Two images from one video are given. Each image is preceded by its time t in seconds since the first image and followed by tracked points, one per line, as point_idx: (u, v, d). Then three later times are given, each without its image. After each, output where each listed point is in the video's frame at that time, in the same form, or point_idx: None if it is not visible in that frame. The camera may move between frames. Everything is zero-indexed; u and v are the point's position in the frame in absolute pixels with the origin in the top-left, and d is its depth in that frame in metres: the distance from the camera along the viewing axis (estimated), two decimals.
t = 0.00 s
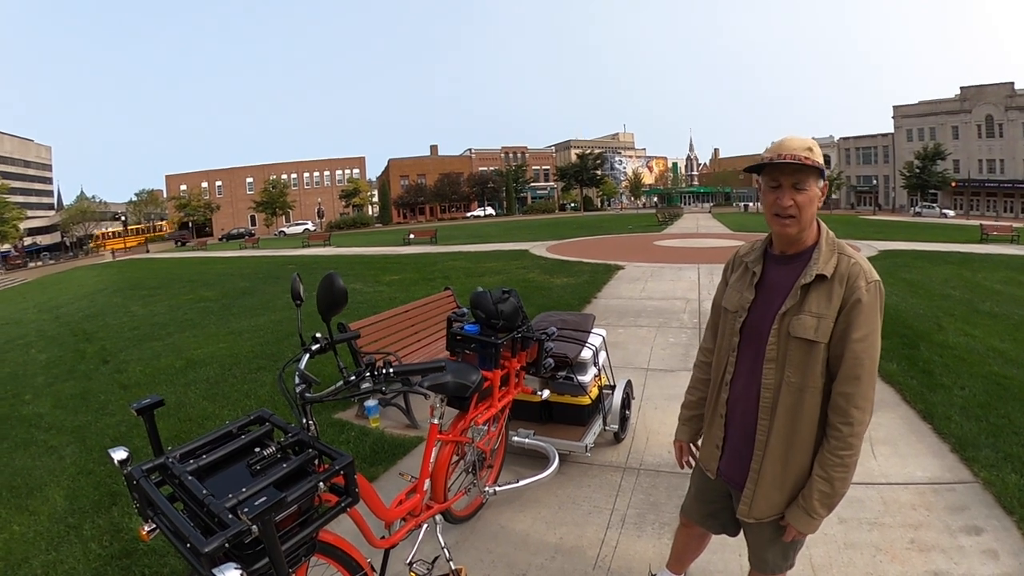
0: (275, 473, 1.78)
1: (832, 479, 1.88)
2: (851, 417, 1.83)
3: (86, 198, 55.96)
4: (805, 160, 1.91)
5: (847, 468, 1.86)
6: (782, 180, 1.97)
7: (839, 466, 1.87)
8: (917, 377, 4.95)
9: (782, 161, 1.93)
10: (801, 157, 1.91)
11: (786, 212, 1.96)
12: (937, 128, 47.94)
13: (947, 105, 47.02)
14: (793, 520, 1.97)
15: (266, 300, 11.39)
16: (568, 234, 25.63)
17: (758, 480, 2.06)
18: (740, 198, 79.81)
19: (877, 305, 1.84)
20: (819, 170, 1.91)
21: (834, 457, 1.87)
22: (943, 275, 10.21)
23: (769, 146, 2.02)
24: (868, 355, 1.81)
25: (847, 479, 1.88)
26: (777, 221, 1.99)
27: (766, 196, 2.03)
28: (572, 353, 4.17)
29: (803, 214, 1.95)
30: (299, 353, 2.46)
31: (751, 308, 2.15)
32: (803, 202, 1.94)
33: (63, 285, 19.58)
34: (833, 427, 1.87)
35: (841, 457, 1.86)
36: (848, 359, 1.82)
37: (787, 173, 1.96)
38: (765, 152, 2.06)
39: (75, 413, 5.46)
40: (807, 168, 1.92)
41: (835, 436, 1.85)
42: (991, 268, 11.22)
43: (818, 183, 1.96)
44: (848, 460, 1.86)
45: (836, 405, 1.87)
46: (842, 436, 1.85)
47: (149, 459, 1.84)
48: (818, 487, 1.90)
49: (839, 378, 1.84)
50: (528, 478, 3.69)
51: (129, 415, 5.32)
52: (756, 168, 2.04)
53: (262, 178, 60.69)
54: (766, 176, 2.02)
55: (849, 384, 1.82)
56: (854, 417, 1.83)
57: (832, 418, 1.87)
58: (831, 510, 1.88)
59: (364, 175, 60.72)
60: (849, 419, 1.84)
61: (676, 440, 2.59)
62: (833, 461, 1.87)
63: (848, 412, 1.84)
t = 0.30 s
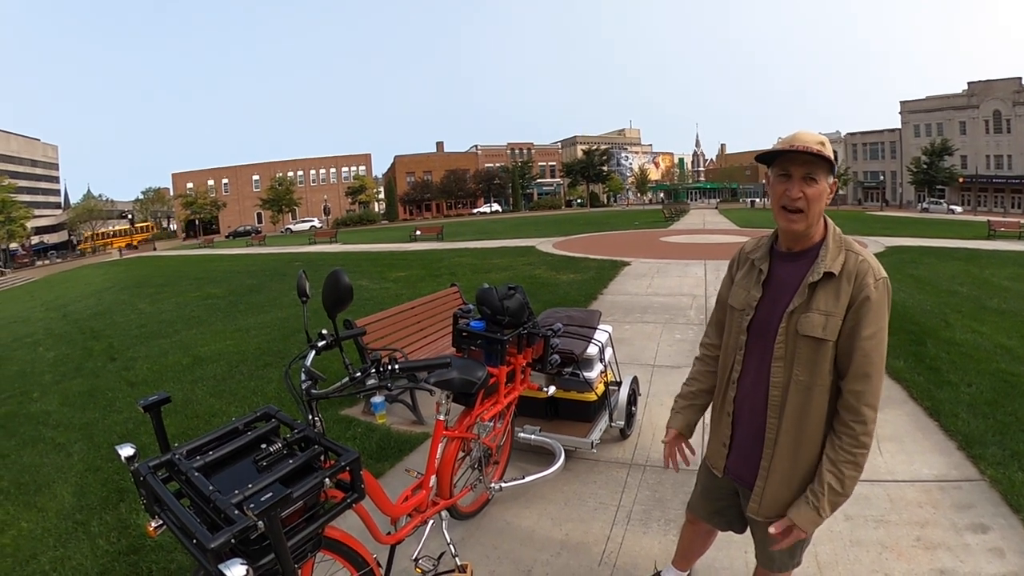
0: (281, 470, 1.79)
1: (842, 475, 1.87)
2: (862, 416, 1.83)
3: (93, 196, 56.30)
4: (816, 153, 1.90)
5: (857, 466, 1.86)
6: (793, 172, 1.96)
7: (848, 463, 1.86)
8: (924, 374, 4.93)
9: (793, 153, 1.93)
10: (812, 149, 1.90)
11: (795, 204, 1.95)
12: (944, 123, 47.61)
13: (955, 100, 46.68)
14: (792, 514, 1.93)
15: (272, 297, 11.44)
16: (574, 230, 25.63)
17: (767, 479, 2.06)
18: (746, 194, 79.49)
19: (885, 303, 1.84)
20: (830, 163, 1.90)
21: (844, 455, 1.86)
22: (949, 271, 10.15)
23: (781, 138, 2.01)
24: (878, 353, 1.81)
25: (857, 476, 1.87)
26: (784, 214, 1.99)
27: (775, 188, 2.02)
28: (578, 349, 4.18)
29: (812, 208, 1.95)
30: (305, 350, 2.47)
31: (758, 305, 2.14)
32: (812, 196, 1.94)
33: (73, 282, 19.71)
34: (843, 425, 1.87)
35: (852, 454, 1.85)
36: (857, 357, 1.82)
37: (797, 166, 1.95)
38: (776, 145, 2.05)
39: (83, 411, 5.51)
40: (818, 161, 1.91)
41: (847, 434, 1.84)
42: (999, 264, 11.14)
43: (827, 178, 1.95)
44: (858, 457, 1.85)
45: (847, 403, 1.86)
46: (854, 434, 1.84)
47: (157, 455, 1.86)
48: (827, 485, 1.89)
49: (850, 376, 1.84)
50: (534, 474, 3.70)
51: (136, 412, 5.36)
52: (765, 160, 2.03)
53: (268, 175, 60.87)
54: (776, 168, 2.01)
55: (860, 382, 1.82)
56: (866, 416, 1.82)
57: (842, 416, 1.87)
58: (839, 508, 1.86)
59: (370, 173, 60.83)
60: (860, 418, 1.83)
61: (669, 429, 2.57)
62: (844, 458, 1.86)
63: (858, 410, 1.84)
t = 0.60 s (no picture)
0: (287, 464, 1.81)
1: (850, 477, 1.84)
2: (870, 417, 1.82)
3: (104, 193, 56.81)
4: (814, 152, 1.88)
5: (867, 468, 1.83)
6: (789, 171, 1.95)
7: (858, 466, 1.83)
8: (931, 373, 4.89)
9: (790, 152, 1.92)
10: (808, 148, 1.88)
11: (789, 204, 1.94)
12: (955, 120, 47.09)
13: (966, 97, 46.17)
14: (827, 499, 1.69)
15: (281, 293, 11.51)
16: (583, 227, 25.57)
17: (772, 477, 2.05)
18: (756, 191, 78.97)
19: (891, 306, 1.83)
20: (828, 163, 1.88)
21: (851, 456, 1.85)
22: (960, 270, 10.05)
23: (781, 137, 1.99)
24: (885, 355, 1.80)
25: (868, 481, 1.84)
26: (780, 214, 1.98)
27: (774, 187, 2.01)
28: (584, 345, 4.18)
29: (808, 208, 1.93)
30: (312, 345, 2.48)
31: (764, 305, 2.13)
32: (809, 196, 1.92)
33: (85, 278, 19.90)
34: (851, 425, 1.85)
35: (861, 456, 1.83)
36: (865, 359, 1.81)
37: (795, 165, 1.94)
38: (777, 143, 2.03)
39: (92, 405, 5.57)
40: (816, 161, 1.89)
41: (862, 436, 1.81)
42: (1010, 263, 11.02)
43: (829, 177, 1.92)
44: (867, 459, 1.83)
45: (857, 406, 1.85)
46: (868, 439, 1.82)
47: (164, 449, 1.88)
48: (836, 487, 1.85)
49: (857, 378, 1.83)
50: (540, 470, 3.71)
51: (145, 407, 5.42)
52: (763, 158, 2.02)
53: (276, 172, 61.12)
54: (775, 166, 2.00)
55: (867, 384, 1.82)
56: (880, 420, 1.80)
57: (850, 417, 1.86)
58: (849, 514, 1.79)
59: (378, 169, 60.95)
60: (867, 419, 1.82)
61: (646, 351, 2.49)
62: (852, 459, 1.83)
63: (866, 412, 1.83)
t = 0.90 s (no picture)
0: (294, 461, 1.83)
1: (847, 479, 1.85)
2: (869, 420, 1.82)
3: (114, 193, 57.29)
4: (812, 153, 1.89)
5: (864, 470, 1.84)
6: (789, 173, 1.96)
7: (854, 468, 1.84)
8: (939, 374, 4.86)
9: (789, 154, 1.93)
10: (807, 150, 1.89)
11: (790, 205, 1.95)
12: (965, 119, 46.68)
13: (976, 96, 45.77)
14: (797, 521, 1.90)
15: (289, 292, 11.57)
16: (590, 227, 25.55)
17: (772, 478, 2.06)
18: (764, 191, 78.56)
19: (896, 307, 1.83)
20: (827, 163, 1.88)
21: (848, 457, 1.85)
22: (969, 270, 9.97)
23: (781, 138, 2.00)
24: (887, 358, 1.80)
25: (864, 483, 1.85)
26: (782, 215, 1.99)
27: (776, 188, 2.02)
28: (591, 345, 4.19)
29: (810, 209, 1.93)
30: (319, 344, 2.50)
31: (768, 305, 2.13)
32: (810, 197, 1.92)
33: (95, 276, 20.09)
34: (850, 427, 1.86)
35: (858, 458, 1.83)
36: (867, 361, 1.81)
37: (795, 167, 1.95)
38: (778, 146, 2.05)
39: (101, 403, 5.64)
40: (815, 162, 1.90)
41: (856, 439, 1.84)
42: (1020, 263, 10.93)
43: (831, 177, 1.92)
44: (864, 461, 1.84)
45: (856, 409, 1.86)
46: (862, 439, 1.83)
47: (173, 446, 1.91)
48: (830, 487, 1.87)
49: (858, 379, 1.83)
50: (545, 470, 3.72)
51: (154, 404, 5.47)
52: (765, 159, 2.03)
53: (284, 171, 61.41)
54: (776, 168, 2.01)
55: (869, 386, 1.81)
56: (876, 421, 1.81)
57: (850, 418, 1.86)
58: (841, 515, 1.83)
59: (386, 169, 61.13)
60: (866, 421, 1.83)
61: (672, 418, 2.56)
62: (850, 462, 1.84)
63: (865, 414, 1.83)
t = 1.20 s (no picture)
0: (300, 461, 1.85)
1: (845, 480, 1.88)
2: (868, 420, 1.83)
3: (119, 195, 57.56)
4: (762, 161, 1.96)
5: (862, 470, 1.86)
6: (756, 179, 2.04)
7: (852, 468, 1.86)
8: (943, 373, 4.86)
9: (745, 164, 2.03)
10: (755, 159, 1.98)
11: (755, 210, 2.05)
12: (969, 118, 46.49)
13: (980, 95, 45.59)
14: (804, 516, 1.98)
15: (294, 293, 11.62)
16: (594, 227, 25.56)
17: (772, 477, 2.07)
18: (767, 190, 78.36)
19: (898, 308, 1.83)
20: (774, 168, 1.93)
21: (849, 459, 1.86)
22: (973, 269, 9.93)
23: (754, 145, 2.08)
24: (888, 358, 1.80)
25: (861, 481, 1.87)
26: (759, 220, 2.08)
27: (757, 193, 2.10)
28: (595, 345, 4.20)
29: (774, 212, 1.99)
30: (324, 344, 2.52)
31: (772, 303, 2.14)
32: (770, 201, 1.98)
33: (100, 278, 20.21)
34: (849, 428, 1.86)
35: (855, 459, 1.85)
36: (868, 362, 1.82)
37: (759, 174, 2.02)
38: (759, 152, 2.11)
39: (107, 403, 5.68)
40: (765, 168, 1.96)
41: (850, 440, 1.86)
42: None
43: (789, 179, 1.93)
44: (863, 462, 1.85)
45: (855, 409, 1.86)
46: (857, 438, 1.84)
47: (178, 446, 1.92)
48: (830, 487, 1.90)
49: (857, 381, 1.84)
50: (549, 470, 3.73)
51: (158, 405, 5.51)
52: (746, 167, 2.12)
53: (288, 173, 61.60)
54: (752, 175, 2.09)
55: (868, 387, 1.82)
56: (871, 421, 1.82)
57: (849, 419, 1.87)
58: (840, 509, 1.88)
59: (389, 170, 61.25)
60: (865, 422, 1.83)
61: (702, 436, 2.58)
62: (848, 463, 1.86)
63: (866, 414, 1.84)
